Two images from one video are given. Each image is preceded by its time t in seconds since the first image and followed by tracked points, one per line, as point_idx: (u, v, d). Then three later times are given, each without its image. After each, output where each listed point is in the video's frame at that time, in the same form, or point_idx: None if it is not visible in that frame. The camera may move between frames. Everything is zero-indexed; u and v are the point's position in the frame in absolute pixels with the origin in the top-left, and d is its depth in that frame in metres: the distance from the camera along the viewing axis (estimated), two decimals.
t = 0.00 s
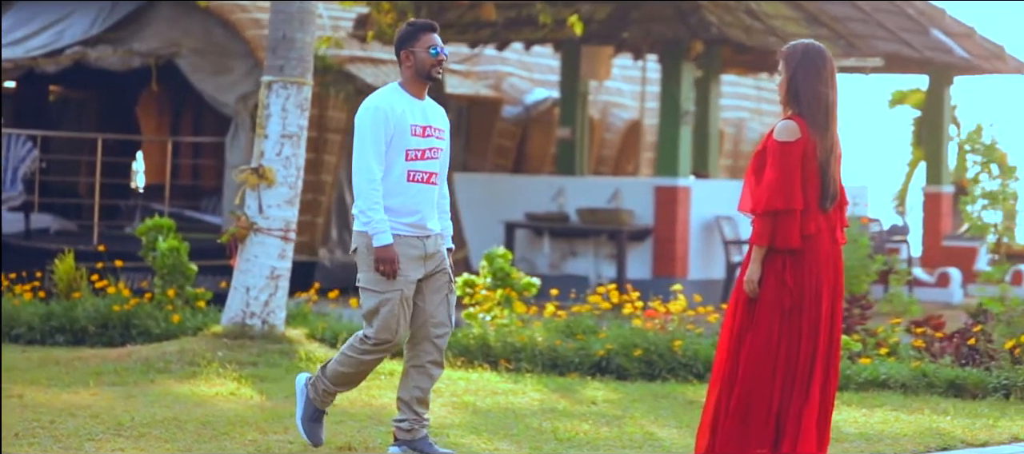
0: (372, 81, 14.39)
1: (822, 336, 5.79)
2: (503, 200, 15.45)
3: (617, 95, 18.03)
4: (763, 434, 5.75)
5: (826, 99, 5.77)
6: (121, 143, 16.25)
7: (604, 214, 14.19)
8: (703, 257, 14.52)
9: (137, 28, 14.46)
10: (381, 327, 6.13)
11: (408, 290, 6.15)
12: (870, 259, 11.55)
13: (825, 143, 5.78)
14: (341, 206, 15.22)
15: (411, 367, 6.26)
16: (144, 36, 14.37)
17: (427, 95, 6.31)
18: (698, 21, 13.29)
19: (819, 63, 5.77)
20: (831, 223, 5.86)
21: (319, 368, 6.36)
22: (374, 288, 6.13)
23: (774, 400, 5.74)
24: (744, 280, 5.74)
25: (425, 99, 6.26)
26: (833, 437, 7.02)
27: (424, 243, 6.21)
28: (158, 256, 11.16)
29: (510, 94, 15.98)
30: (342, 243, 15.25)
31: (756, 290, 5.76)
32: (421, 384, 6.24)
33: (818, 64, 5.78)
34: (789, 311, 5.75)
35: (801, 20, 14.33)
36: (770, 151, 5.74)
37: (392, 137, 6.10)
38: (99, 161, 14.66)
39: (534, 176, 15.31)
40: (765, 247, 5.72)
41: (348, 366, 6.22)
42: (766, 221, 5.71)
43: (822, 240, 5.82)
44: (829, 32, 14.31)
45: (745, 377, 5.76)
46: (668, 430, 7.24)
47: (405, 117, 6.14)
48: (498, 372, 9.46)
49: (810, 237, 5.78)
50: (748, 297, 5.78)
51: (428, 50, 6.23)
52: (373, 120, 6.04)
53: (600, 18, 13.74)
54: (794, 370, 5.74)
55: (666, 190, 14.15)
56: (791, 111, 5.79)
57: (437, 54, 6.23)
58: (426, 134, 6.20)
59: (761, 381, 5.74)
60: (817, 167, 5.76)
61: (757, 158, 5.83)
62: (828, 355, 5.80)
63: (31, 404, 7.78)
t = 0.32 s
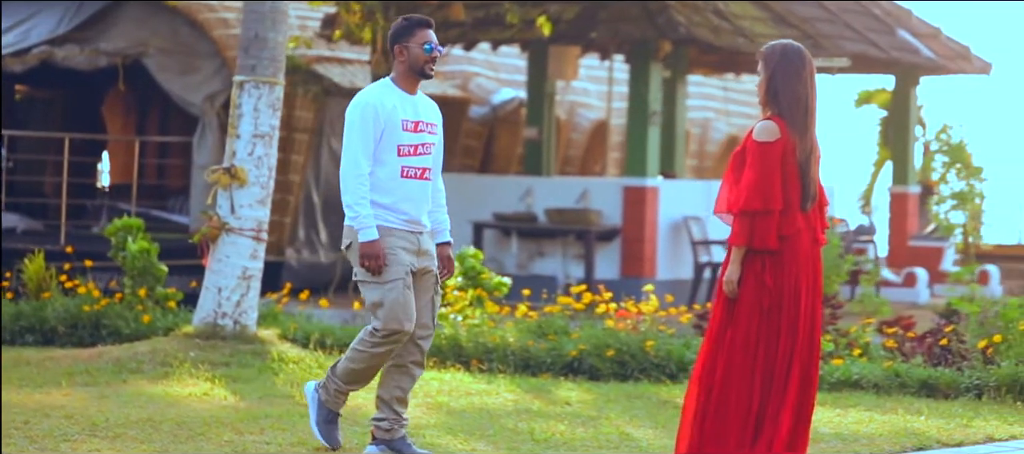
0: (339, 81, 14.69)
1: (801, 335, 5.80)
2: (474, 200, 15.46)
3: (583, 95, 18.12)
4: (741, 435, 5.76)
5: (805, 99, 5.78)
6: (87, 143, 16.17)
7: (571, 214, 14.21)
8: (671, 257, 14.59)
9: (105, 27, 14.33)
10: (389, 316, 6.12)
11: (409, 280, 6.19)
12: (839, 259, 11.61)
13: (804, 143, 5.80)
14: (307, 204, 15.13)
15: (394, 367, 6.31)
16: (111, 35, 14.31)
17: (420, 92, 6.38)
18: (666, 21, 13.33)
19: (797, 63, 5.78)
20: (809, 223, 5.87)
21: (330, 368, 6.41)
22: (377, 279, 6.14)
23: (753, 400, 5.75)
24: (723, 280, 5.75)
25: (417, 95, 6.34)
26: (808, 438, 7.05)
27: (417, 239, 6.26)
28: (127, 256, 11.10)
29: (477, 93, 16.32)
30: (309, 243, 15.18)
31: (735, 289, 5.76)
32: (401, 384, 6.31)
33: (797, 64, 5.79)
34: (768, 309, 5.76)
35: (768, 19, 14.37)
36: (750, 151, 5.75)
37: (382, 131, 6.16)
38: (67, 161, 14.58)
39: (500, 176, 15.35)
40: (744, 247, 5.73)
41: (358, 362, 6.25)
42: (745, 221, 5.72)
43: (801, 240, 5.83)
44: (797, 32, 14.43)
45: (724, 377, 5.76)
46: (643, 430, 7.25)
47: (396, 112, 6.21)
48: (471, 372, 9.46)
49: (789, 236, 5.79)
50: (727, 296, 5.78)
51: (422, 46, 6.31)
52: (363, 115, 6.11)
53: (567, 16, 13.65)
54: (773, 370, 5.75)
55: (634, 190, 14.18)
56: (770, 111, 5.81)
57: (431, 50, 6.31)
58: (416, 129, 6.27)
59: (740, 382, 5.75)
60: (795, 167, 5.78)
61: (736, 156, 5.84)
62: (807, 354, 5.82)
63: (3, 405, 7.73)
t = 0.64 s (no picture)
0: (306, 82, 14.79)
1: (781, 338, 5.81)
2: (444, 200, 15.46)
3: (549, 95, 18.16)
4: (721, 437, 5.77)
5: (785, 99, 5.81)
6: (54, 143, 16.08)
7: (540, 214, 14.25)
8: (640, 258, 14.64)
9: (73, 26, 14.23)
10: (394, 306, 6.10)
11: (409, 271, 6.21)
12: (808, 260, 11.68)
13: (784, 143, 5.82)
14: (275, 205, 15.16)
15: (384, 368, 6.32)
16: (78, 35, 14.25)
17: (411, 88, 6.38)
18: (635, 22, 13.36)
19: (777, 63, 5.81)
20: (789, 224, 5.89)
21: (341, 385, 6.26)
22: (380, 272, 6.13)
23: (733, 402, 5.76)
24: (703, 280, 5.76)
25: (409, 92, 6.33)
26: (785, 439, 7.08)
27: (410, 236, 6.29)
28: (98, 257, 11.03)
29: (444, 93, 16.35)
30: (277, 244, 15.17)
31: (715, 290, 5.78)
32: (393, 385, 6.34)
33: (777, 65, 5.81)
34: (748, 310, 5.77)
35: (736, 21, 14.54)
36: (730, 152, 5.77)
37: (374, 128, 6.16)
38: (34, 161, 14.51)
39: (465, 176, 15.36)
40: (724, 248, 5.74)
41: (376, 360, 6.14)
42: (725, 221, 5.74)
43: (781, 241, 5.85)
44: (765, 33, 14.52)
45: (703, 380, 5.78)
46: (620, 431, 7.26)
47: (388, 109, 6.21)
48: (444, 373, 9.46)
49: (769, 237, 5.81)
50: (707, 297, 5.80)
51: (414, 44, 6.28)
52: (354, 112, 6.09)
53: (537, 18, 13.67)
54: (753, 372, 5.77)
55: (603, 190, 14.20)
56: (750, 112, 5.82)
57: (423, 48, 6.29)
58: (409, 126, 6.27)
59: (720, 384, 5.76)
60: (776, 167, 5.80)
61: (716, 157, 5.86)
62: (787, 357, 5.83)
63: None
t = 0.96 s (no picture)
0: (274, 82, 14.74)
1: (761, 340, 5.83)
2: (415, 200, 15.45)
3: (516, 95, 18.17)
4: (701, 439, 5.77)
5: (764, 98, 5.82)
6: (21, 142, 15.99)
7: (508, 214, 14.24)
8: (608, 257, 14.68)
9: (40, 25, 14.30)
10: (392, 306, 6.11)
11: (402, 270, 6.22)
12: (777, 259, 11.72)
13: (763, 143, 5.84)
14: (243, 205, 15.16)
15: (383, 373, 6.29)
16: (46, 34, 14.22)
17: (401, 88, 6.36)
18: (604, 21, 13.37)
19: (757, 63, 5.82)
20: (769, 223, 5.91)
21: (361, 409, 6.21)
22: (375, 272, 6.13)
23: (712, 404, 5.77)
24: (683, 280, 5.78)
25: (399, 92, 6.32)
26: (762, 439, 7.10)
27: (401, 236, 6.28)
28: (68, 256, 10.96)
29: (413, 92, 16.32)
30: (245, 243, 15.18)
31: (695, 290, 5.80)
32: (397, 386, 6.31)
33: (756, 64, 5.83)
34: (728, 309, 5.79)
35: (705, 20, 14.63)
36: (710, 151, 5.79)
37: (367, 129, 6.15)
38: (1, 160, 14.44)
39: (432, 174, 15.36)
40: (704, 247, 5.76)
41: (391, 367, 6.13)
42: (705, 221, 5.75)
43: (760, 240, 5.86)
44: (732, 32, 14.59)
45: (684, 379, 5.79)
46: (595, 431, 7.26)
47: (381, 110, 6.20)
48: (416, 373, 9.45)
49: (749, 237, 5.82)
50: (688, 296, 5.81)
51: (404, 45, 6.27)
52: (347, 112, 6.08)
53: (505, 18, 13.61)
54: (733, 373, 5.78)
55: (571, 190, 14.21)
56: (730, 111, 5.84)
57: (413, 49, 6.28)
58: (401, 127, 6.27)
59: (700, 385, 5.77)
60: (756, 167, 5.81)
61: (697, 157, 5.87)
62: (768, 356, 5.84)
63: None
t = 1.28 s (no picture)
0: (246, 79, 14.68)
1: (746, 340, 5.84)
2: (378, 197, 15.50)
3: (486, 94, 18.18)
4: (687, 439, 5.79)
5: (748, 98, 5.84)
6: None
7: (480, 213, 14.25)
8: (580, 257, 14.70)
9: (12, 22, 14.13)
10: (384, 318, 6.12)
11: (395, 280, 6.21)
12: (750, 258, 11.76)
13: (746, 143, 5.85)
14: (214, 204, 15.14)
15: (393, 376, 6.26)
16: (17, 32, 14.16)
17: (396, 91, 6.33)
18: (576, 20, 13.36)
19: (741, 62, 5.84)
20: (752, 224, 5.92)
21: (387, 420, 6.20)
22: (367, 282, 6.13)
23: (697, 404, 5.79)
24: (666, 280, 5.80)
25: (395, 96, 6.31)
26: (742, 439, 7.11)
27: (396, 242, 6.27)
28: (43, 255, 10.90)
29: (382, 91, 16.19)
30: (217, 242, 15.14)
31: (678, 290, 5.82)
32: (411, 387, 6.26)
33: (740, 63, 5.84)
34: (712, 309, 5.80)
35: (677, 20, 14.67)
36: (694, 151, 5.80)
37: (364, 134, 6.14)
38: None
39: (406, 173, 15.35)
40: (688, 247, 5.77)
41: (400, 375, 6.13)
42: (689, 221, 5.77)
43: (745, 240, 5.88)
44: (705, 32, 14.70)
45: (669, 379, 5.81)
46: (575, 430, 7.27)
47: (378, 114, 6.18)
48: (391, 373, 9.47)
49: (733, 237, 5.83)
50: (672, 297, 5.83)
51: (398, 47, 6.24)
52: (344, 117, 6.08)
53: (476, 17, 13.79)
54: (717, 373, 5.79)
55: (544, 190, 14.23)
56: (714, 110, 5.85)
57: (408, 51, 6.24)
58: (397, 131, 6.26)
59: (684, 385, 5.80)
60: (740, 167, 5.83)
61: (681, 156, 5.89)
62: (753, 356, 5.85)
63: None
